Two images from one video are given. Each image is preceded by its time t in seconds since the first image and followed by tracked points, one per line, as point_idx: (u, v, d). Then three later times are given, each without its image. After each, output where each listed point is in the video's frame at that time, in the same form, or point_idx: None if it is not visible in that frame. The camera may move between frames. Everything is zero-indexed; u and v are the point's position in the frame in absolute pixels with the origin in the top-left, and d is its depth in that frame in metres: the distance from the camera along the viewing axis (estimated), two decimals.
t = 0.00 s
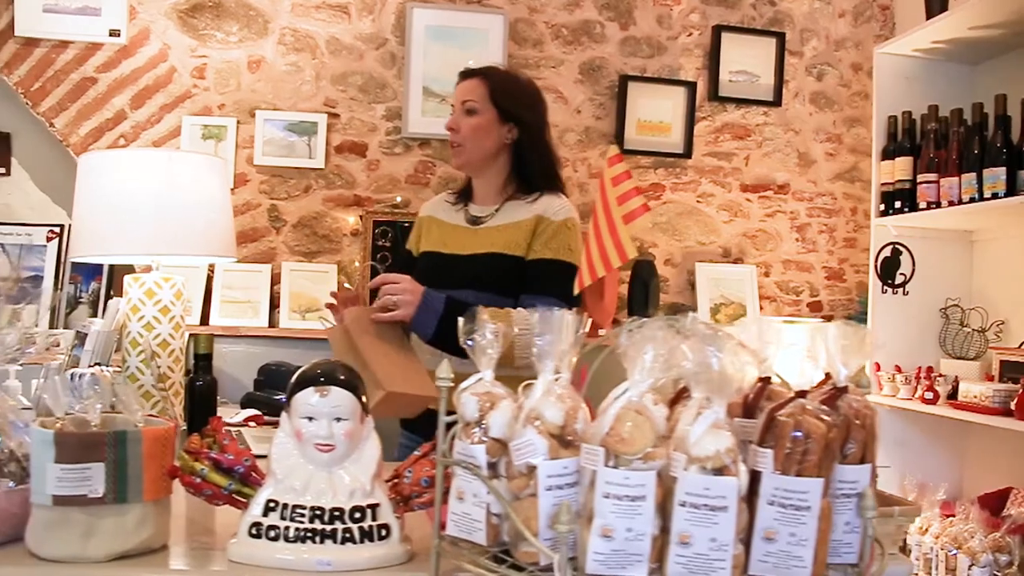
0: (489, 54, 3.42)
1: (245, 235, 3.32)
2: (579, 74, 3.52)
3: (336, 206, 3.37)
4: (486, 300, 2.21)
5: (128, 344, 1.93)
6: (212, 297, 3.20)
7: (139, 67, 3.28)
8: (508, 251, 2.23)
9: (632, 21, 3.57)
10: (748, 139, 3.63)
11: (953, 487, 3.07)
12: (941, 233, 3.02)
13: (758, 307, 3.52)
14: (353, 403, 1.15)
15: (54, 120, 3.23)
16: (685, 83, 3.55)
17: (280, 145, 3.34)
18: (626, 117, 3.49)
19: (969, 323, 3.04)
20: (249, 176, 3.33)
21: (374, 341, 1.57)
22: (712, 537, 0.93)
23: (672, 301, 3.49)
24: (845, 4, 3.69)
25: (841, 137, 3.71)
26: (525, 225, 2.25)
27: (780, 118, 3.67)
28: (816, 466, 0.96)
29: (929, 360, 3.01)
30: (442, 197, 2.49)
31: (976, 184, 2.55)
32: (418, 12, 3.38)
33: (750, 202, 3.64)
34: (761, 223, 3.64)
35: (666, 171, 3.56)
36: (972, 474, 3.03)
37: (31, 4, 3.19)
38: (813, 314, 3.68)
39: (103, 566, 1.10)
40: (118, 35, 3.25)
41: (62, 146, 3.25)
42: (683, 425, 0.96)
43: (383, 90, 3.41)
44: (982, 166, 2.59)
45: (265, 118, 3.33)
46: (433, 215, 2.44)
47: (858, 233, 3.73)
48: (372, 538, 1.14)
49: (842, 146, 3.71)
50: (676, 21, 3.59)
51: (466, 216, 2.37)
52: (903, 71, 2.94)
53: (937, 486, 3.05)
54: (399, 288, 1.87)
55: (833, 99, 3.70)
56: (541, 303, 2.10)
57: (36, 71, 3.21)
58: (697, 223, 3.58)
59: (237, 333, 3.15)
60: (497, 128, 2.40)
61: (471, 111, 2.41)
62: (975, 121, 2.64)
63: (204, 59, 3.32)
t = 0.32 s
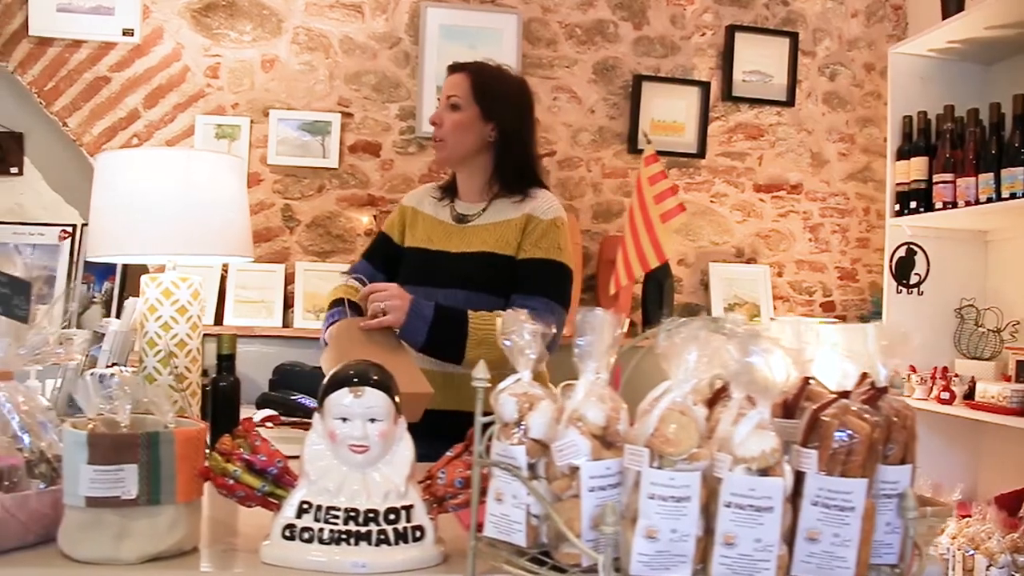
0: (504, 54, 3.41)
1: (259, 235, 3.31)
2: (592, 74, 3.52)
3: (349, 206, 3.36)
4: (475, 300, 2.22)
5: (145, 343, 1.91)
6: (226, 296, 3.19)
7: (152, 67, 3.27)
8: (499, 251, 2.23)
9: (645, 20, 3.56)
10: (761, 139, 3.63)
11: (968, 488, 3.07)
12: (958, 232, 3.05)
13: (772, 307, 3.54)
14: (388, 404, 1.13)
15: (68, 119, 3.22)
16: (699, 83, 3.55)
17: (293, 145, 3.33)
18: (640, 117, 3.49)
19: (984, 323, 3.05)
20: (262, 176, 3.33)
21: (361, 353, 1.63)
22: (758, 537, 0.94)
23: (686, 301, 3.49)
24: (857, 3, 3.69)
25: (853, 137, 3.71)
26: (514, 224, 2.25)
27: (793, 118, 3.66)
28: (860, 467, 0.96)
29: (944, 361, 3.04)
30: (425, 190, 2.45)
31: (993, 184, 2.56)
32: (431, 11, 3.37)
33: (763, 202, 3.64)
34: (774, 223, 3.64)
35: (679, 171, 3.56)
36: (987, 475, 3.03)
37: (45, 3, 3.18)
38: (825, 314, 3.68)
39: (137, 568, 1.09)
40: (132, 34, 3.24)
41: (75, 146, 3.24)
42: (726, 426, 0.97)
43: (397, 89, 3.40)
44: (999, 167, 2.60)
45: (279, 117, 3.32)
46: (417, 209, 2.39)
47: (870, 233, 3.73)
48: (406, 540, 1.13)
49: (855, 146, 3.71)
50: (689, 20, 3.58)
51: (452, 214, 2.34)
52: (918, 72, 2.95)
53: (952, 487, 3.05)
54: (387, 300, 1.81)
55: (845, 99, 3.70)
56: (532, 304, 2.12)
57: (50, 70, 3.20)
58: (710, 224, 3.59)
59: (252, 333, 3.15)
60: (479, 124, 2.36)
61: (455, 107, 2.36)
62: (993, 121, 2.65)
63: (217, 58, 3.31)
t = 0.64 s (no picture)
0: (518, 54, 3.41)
1: (273, 235, 3.30)
2: (606, 74, 3.51)
3: (364, 206, 3.36)
4: (479, 300, 2.13)
5: (163, 344, 1.90)
6: (240, 296, 3.17)
7: (166, 66, 3.26)
8: (502, 252, 2.14)
9: (659, 20, 3.56)
10: (775, 139, 3.63)
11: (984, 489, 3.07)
12: (973, 233, 3.08)
13: (786, 307, 3.54)
14: (424, 405, 1.12)
15: (82, 118, 3.21)
16: (713, 83, 3.54)
17: (307, 144, 3.32)
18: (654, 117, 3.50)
19: (1000, 323, 3.07)
20: (276, 176, 3.32)
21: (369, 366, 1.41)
22: (804, 538, 0.93)
23: (700, 302, 3.49)
24: (871, 3, 3.69)
25: (866, 137, 3.71)
26: (516, 224, 2.16)
27: (807, 118, 3.66)
28: (906, 468, 0.96)
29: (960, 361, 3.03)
30: (420, 180, 2.32)
31: (1011, 184, 2.58)
32: (446, 11, 3.37)
33: (777, 202, 3.64)
34: (787, 223, 3.64)
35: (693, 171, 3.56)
36: (1004, 475, 3.03)
37: (59, 2, 3.17)
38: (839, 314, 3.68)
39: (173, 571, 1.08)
40: (146, 33, 3.23)
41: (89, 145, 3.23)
42: (769, 428, 0.97)
43: (411, 89, 3.40)
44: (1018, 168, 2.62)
45: (294, 117, 3.31)
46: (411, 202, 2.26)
47: (884, 233, 3.73)
48: (443, 541, 1.12)
49: (868, 146, 3.71)
50: (703, 20, 3.58)
51: (450, 211, 2.22)
52: (932, 71, 2.97)
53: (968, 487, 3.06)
54: (391, 308, 1.64)
55: (858, 99, 3.70)
56: (539, 306, 2.06)
57: (64, 70, 3.20)
58: (724, 224, 3.59)
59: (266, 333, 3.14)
60: (484, 123, 2.27)
61: (461, 102, 2.26)
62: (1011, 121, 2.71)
63: (231, 58, 3.30)
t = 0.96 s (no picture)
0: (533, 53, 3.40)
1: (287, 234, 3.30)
2: (620, 73, 3.51)
3: (378, 205, 3.35)
4: (489, 302, 1.91)
5: (180, 344, 1.88)
6: (255, 296, 3.17)
7: (180, 65, 3.25)
8: (513, 251, 1.93)
9: (673, 19, 3.56)
10: (788, 138, 3.62)
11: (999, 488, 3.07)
12: (987, 233, 3.12)
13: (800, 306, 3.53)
14: (459, 405, 1.11)
15: (95, 117, 3.20)
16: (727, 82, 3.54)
17: (321, 143, 3.31)
18: (668, 116, 3.50)
19: (1016, 323, 3.09)
20: (290, 175, 3.31)
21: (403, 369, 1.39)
22: (849, 537, 0.93)
23: (714, 301, 3.49)
24: (883, 2, 3.69)
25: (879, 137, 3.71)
26: (527, 221, 1.95)
27: (820, 118, 3.66)
28: (951, 466, 0.96)
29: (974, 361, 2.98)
30: (420, 176, 2.06)
31: None
32: (460, 10, 3.36)
33: (790, 202, 3.63)
34: (801, 222, 3.64)
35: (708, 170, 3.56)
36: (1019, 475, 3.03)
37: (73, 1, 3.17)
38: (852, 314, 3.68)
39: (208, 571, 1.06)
40: (160, 32, 3.23)
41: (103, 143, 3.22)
42: (810, 427, 0.98)
43: (425, 88, 3.39)
44: None
45: (308, 115, 3.30)
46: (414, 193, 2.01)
47: (897, 233, 3.72)
48: (479, 542, 1.11)
49: (881, 145, 3.71)
50: (716, 19, 3.58)
51: (456, 208, 1.98)
52: (946, 71, 3.02)
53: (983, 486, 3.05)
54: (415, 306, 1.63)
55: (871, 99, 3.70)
56: (556, 307, 1.86)
57: (78, 68, 3.19)
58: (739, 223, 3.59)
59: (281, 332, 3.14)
60: (490, 119, 2.03)
61: (467, 96, 2.02)
62: None
63: (244, 56, 3.29)
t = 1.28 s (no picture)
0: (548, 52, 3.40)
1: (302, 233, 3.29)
2: (635, 72, 3.51)
3: (393, 204, 3.34)
4: (510, 302, 1.89)
5: (200, 343, 1.87)
6: (271, 295, 3.16)
7: (195, 64, 3.24)
8: (534, 249, 1.91)
9: (687, 18, 3.55)
10: (802, 137, 3.62)
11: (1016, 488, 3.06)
12: (1003, 232, 3.19)
13: (815, 305, 3.53)
14: (495, 404, 1.11)
15: (110, 117, 3.20)
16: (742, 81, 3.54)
17: (336, 142, 3.30)
18: (683, 115, 3.50)
19: None
20: (305, 174, 3.30)
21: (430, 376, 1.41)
22: (895, 535, 0.94)
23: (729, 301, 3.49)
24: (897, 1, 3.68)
25: (893, 136, 3.70)
26: (545, 219, 1.94)
27: (834, 117, 3.65)
28: (995, 464, 0.96)
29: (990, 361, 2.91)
30: (432, 174, 2.02)
31: None
32: (475, 9, 3.35)
33: (804, 201, 3.63)
34: (815, 222, 3.64)
35: (722, 170, 3.56)
36: None
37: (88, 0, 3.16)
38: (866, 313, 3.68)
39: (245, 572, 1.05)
40: (174, 31, 3.22)
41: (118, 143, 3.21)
42: (852, 425, 0.96)
43: (440, 87, 3.38)
44: None
45: (322, 114, 3.29)
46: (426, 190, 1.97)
47: (910, 232, 3.72)
48: (516, 541, 1.11)
49: (895, 144, 3.69)
50: (730, 18, 3.57)
51: (470, 207, 1.95)
52: (962, 71, 3.09)
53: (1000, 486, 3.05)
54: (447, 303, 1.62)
55: (886, 98, 3.69)
56: (579, 306, 1.85)
57: (93, 68, 3.18)
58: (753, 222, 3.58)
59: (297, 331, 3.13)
60: (499, 117, 2.01)
61: (473, 95, 2.01)
62: None
63: (259, 55, 3.28)
